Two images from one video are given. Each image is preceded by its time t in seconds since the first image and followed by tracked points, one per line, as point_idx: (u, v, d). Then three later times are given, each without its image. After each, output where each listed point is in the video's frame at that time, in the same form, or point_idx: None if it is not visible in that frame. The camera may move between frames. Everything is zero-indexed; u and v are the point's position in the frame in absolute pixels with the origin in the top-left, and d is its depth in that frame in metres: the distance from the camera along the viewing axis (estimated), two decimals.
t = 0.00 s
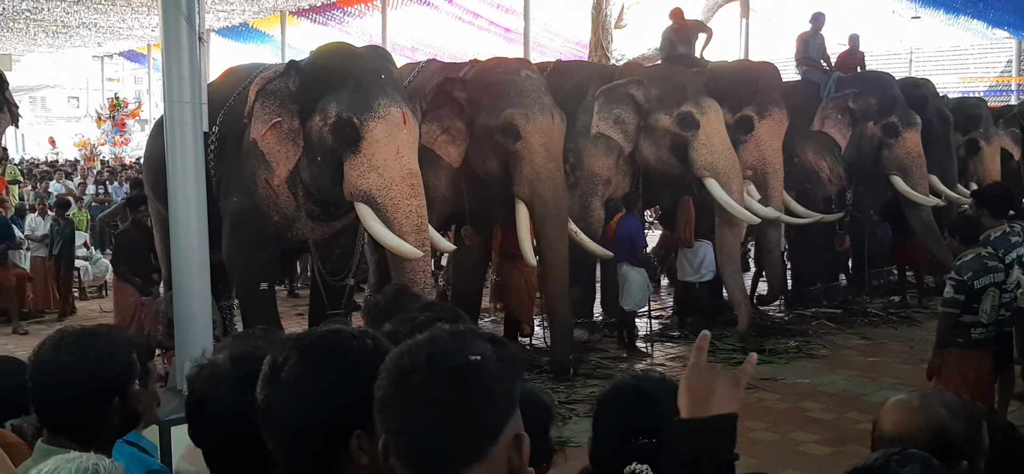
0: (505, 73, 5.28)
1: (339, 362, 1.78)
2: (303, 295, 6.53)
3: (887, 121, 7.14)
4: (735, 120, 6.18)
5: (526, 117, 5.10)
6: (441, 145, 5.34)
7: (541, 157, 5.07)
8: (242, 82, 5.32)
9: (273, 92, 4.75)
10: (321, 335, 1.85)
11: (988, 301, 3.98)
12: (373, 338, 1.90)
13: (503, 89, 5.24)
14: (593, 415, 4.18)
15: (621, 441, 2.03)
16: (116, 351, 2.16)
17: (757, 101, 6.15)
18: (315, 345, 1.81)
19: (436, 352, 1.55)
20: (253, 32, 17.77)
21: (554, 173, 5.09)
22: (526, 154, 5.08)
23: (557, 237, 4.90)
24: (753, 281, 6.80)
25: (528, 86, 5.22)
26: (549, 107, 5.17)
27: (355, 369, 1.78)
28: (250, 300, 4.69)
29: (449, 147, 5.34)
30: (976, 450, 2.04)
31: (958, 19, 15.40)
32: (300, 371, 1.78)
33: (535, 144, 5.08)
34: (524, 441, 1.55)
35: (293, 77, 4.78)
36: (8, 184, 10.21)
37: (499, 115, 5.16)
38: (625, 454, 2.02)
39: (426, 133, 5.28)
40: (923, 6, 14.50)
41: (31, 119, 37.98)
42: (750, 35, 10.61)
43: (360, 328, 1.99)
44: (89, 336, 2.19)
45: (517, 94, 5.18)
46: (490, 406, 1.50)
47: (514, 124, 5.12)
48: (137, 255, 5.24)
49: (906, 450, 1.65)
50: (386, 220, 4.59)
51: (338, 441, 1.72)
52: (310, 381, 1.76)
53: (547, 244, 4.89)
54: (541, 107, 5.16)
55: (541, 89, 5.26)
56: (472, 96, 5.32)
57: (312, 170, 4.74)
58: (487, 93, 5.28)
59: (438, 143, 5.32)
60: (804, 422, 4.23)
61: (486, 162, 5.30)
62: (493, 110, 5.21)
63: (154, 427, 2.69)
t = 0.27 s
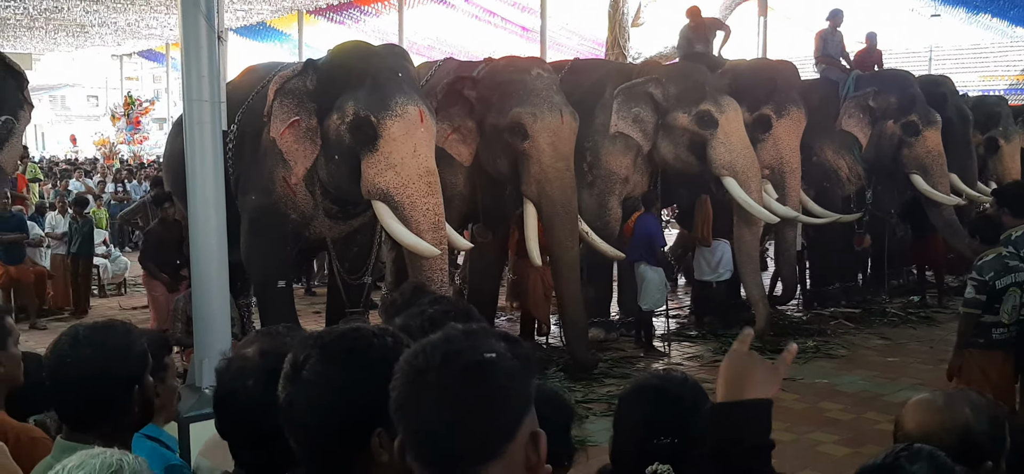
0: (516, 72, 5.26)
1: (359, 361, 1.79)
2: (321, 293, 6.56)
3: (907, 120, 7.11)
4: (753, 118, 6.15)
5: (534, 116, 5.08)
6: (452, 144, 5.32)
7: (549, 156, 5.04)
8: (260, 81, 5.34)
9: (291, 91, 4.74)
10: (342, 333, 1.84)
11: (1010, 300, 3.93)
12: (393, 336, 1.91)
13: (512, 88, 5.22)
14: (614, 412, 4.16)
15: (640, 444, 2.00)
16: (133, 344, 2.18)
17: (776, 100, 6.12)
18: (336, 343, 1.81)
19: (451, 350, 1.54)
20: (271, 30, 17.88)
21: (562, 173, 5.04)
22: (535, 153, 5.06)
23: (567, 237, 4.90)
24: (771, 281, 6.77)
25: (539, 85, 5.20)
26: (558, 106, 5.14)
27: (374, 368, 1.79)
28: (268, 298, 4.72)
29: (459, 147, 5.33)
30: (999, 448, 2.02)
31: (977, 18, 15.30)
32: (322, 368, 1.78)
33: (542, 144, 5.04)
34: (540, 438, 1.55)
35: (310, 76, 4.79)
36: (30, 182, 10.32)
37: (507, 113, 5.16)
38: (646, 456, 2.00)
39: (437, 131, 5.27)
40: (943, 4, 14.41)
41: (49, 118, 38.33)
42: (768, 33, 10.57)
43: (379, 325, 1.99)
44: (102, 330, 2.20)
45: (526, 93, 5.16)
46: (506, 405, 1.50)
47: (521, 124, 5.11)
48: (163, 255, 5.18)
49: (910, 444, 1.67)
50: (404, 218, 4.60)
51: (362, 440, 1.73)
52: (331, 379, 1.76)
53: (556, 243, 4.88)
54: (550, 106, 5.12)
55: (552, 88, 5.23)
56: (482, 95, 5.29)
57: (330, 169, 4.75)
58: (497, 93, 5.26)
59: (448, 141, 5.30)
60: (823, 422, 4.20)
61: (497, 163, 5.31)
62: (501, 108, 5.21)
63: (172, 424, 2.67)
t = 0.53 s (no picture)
0: (539, 69, 5.31)
1: (401, 360, 1.81)
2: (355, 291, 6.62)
3: (946, 117, 7.02)
4: (788, 117, 6.12)
5: (555, 114, 5.12)
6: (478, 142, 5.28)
7: (571, 154, 5.09)
8: (296, 82, 5.40)
9: (327, 90, 4.76)
10: (382, 332, 1.87)
11: None
12: (432, 334, 1.92)
13: (535, 86, 5.27)
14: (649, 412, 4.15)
15: (675, 441, 1.94)
16: (171, 339, 2.27)
17: (812, 98, 6.07)
18: (376, 343, 1.84)
19: (497, 346, 1.54)
20: (304, 30, 18.03)
21: (584, 171, 5.09)
22: (556, 150, 5.11)
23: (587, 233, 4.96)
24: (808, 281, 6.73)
25: (562, 81, 5.23)
26: (580, 104, 5.17)
27: (413, 367, 1.81)
28: (304, 295, 4.76)
29: (486, 145, 5.28)
30: None
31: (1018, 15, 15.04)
32: (364, 367, 1.80)
33: (563, 141, 5.09)
34: (584, 438, 1.53)
35: (345, 75, 4.82)
36: (70, 180, 10.49)
37: (529, 111, 5.19)
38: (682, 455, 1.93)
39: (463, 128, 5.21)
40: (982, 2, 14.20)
41: (84, 116, 38.96)
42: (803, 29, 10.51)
43: (417, 324, 2.01)
44: (141, 324, 2.29)
45: (549, 90, 5.20)
46: (552, 402, 1.49)
47: (543, 121, 5.15)
48: (206, 254, 5.04)
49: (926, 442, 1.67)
50: (437, 217, 4.61)
51: (400, 439, 1.75)
52: (372, 378, 1.78)
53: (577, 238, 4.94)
54: (572, 103, 5.16)
55: (575, 85, 5.25)
56: (507, 94, 5.33)
57: (364, 167, 4.79)
58: (520, 89, 5.30)
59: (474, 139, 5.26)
60: (860, 423, 4.17)
61: (520, 160, 5.32)
62: (524, 105, 5.24)
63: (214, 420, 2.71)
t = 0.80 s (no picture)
0: (555, 70, 5.34)
1: (433, 360, 1.81)
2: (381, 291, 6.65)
3: (976, 117, 6.93)
4: (816, 118, 6.08)
5: (563, 113, 5.13)
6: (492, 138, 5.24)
7: (579, 154, 5.06)
8: (324, 83, 5.44)
9: (354, 90, 4.82)
10: (413, 332, 1.88)
11: None
12: (464, 336, 1.93)
13: (548, 85, 5.30)
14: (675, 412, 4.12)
15: (704, 441, 2.00)
16: (211, 340, 2.27)
17: (840, 99, 6.03)
18: (409, 342, 1.84)
19: (542, 349, 1.53)
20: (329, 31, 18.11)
21: (591, 171, 5.03)
22: (564, 150, 5.10)
23: (595, 231, 4.91)
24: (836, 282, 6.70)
25: (575, 81, 5.25)
26: (592, 102, 5.18)
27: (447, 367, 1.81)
28: (331, 295, 4.78)
29: (501, 141, 5.27)
30: None
31: None
32: (397, 367, 1.80)
33: (572, 142, 5.08)
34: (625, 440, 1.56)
35: (371, 76, 4.85)
36: (101, 180, 10.62)
37: (540, 111, 5.21)
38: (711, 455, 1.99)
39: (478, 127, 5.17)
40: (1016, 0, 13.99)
41: (110, 116, 39.40)
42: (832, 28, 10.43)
43: (448, 325, 2.02)
44: (182, 324, 2.31)
45: (561, 90, 5.21)
46: (597, 406, 1.50)
47: (552, 121, 5.15)
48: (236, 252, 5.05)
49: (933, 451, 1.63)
50: (461, 218, 4.61)
51: (431, 438, 1.75)
52: (405, 378, 1.79)
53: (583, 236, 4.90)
54: (583, 103, 5.16)
55: (589, 85, 5.27)
56: (522, 93, 5.36)
57: (390, 168, 4.80)
58: (534, 89, 5.34)
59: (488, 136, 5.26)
60: (889, 426, 4.13)
61: (534, 160, 5.35)
62: (535, 105, 5.28)
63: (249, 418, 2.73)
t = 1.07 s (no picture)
0: (560, 67, 5.37)
1: (456, 361, 1.80)
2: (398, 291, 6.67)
3: (998, 118, 6.94)
4: (835, 118, 6.06)
5: (567, 111, 5.14)
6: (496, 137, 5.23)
7: (580, 151, 5.04)
8: (342, 83, 5.47)
9: (369, 90, 4.82)
10: (436, 332, 1.87)
11: None
12: (486, 336, 1.92)
13: (556, 83, 5.33)
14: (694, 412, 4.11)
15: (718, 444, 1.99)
16: (235, 339, 2.28)
17: (859, 99, 6.01)
18: (433, 342, 1.83)
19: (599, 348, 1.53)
20: (347, 31, 18.19)
21: (593, 169, 5.01)
22: (567, 147, 5.09)
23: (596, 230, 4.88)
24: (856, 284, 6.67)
25: (581, 80, 5.27)
26: (596, 101, 5.18)
27: (472, 367, 1.81)
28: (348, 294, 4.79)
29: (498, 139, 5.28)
30: None
31: None
32: (420, 367, 1.80)
33: (574, 139, 5.08)
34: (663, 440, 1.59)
35: (388, 75, 4.86)
36: (121, 179, 10.70)
37: (545, 110, 5.26)
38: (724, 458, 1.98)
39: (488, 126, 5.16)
40: None
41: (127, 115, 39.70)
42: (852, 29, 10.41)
43: (469, 325, 2.01)
44: (207, 322, 2.31)
45: (567, 88, 5.24)
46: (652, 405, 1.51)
47: (556, 119, 5.19)
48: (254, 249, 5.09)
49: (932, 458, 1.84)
50: (476, 217, 4.59)
51: (452, 438, 1.76)
52: (429, 378, 1.79)
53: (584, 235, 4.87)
54: (587, 101, 5.17)
55: (597, 83, 5.28)
56: (529, 89, 5.41)
57: (407, 167, 4.82)
58: (541, 86, 5.38)
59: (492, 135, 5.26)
60: (908, 429, 4.10)
61: (541, 159, 5.40)
62: (542, 105, 5.31)
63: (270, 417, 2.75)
